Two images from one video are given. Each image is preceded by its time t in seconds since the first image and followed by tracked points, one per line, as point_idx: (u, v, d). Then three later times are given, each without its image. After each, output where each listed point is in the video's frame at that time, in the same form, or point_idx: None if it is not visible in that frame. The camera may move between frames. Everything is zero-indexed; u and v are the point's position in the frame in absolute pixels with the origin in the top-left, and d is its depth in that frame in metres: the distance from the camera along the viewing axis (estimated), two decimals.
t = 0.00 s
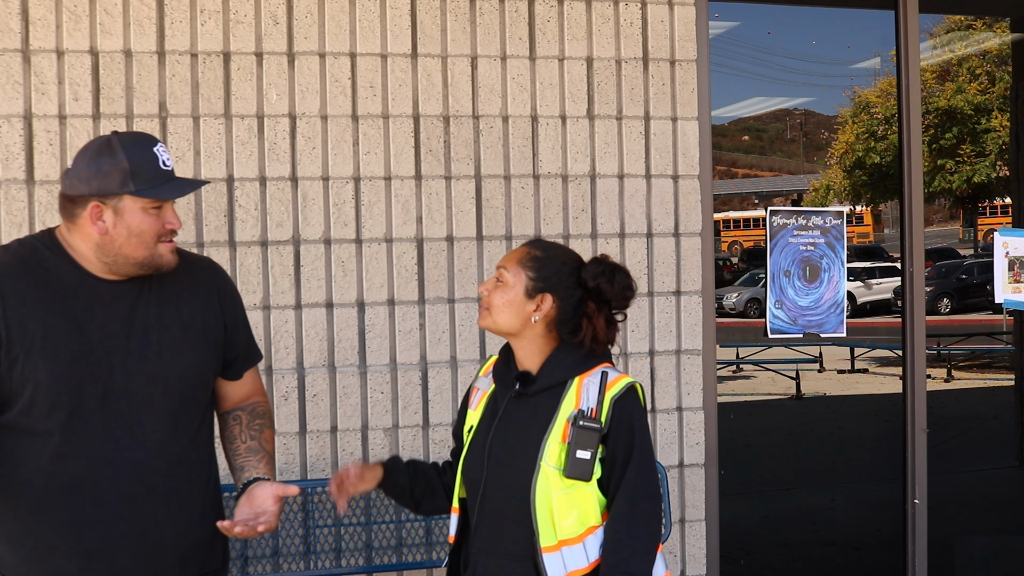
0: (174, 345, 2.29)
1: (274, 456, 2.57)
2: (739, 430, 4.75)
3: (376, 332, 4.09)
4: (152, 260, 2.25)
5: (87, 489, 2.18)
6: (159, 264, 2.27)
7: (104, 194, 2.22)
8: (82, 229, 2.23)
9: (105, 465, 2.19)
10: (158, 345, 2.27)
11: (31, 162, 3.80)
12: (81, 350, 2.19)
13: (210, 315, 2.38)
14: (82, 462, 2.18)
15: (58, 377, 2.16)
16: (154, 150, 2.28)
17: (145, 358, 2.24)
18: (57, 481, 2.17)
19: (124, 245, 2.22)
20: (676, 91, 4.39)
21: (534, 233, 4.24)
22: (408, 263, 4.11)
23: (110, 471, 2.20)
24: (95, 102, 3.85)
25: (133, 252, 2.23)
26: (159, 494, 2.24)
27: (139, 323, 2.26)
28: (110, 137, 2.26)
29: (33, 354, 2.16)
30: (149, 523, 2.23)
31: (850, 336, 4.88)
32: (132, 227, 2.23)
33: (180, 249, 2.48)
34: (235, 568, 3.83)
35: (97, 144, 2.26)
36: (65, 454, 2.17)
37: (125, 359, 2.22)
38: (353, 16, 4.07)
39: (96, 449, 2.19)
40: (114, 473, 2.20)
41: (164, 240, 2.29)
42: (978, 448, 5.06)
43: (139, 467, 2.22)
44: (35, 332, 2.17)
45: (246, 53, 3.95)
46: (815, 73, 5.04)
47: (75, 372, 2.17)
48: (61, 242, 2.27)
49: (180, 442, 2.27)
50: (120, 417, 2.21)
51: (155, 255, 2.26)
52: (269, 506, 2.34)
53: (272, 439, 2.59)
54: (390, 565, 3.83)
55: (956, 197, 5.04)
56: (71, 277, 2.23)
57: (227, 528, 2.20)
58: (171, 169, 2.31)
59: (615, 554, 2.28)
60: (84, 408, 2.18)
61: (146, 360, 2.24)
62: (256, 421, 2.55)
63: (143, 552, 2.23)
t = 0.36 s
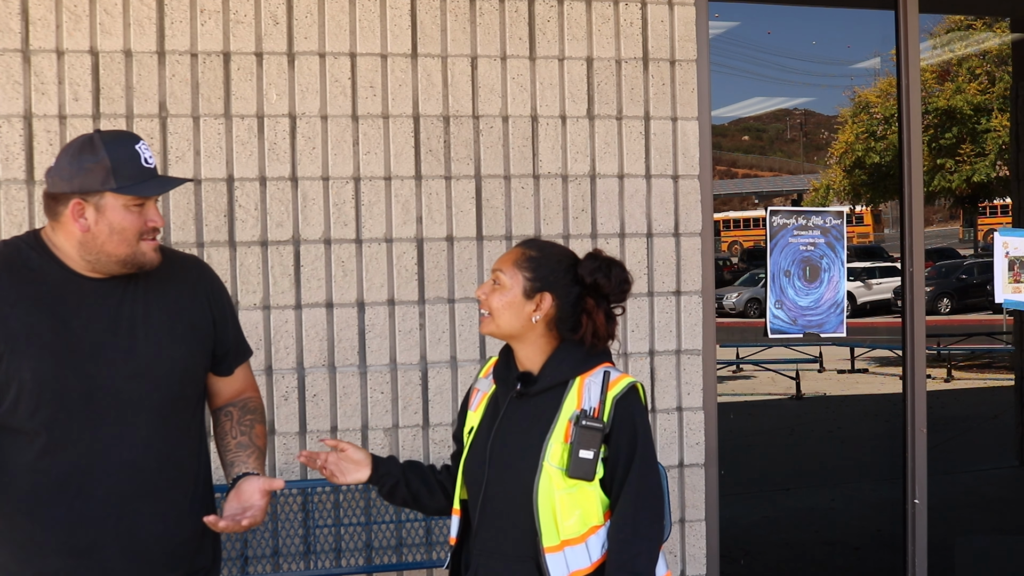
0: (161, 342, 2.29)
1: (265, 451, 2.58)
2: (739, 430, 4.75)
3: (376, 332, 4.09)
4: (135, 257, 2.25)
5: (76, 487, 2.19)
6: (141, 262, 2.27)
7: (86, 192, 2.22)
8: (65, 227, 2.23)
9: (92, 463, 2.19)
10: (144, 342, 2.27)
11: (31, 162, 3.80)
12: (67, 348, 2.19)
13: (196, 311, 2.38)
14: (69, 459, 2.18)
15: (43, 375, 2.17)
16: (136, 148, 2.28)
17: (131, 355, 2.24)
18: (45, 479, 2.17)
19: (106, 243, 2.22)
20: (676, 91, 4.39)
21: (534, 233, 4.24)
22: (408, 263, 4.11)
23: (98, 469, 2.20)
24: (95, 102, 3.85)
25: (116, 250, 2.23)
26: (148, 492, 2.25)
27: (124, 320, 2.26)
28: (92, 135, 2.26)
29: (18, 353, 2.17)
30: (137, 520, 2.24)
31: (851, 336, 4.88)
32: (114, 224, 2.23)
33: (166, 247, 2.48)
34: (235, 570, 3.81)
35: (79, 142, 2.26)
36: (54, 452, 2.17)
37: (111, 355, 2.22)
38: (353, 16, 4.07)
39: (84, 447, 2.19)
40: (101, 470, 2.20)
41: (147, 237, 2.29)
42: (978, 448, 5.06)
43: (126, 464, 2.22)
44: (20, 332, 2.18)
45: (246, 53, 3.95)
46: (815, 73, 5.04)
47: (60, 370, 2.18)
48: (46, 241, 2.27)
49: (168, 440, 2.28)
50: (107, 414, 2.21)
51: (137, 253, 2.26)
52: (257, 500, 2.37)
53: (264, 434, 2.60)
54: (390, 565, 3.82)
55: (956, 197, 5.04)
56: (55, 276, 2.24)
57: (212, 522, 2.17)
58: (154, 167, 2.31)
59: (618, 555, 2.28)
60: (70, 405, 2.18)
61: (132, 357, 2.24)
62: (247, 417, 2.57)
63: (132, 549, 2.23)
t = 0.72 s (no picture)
0: (156, 341, 2.29)
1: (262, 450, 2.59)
2: (739, 430, 4.75)
3: (376, 331, 4.09)
4: (127, 258, 2.25)
5: (72, 487, 2.19)
6: (134, 262, 2.27)
7: (79, 192, 2.22)
8: (58, 228, 2.24)
9: (89, 463, 2.20)
10: (138, 341, 2.27)
11: (31, 162, 3.80)
12: (61, 349, 2.20)
13: (191, 310, 2.38)
14: (66, 459, 2.18)
15: (37, 376, 2.17)
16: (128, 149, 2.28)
17: (126, 354, 2.25)
18: (43, 479, 2.18)
19: (99, 243, 2.22)
20: (676, 91, 4.39)
21: (534, 233, 4.24)
22: (408, 263, 4.11)
23: (95, 469, 2.20)
24: (95, 102, 3.85)
25: (108, 250, 2.24)
26: (145, 492, 2.25)
27: (119, 320, 2.27)
28: (84, 136, 2.27)
29: (13, 354, 2.17)
30: (134, 519, 2.24)
31: (850, 336, 4.88)
32: (106, 225, 2.24)
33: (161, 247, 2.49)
34: (234, 570, 3.84)
35: (72, 143, 2.26)
36: (50, 452, 2.18)
37: (105, 355, 2.23)
38: (353, 16, 4.07)
39: (81, 447, 2.19)
40: (96, 469, 2.20)
41: (140, 238, 2.29)
42: (978, 448, 5.06)
43: (122, 463, 2.22)
44: (14, 333, 2.18)
45: (246, 53, 3.95)
46: (815, 73, 5.04)
47: (55, 370, 2.18)
48: (40, 242, 2.28)
49: (165, 440, 2.28)
50: (102, 414, 2.21)
51: (130, 254, 2.26)
52: (252, 499, 2.39)
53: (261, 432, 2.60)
54: (390, 565, 3.83)
55: (956, 198, 5.04)
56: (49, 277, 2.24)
57: (207, 520, 2.16)
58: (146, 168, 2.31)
59: (618, 554, 2.28)
60: (66, 405, 2.19)
61: (126, 357, 2.24)
62: (243, 416, 2.57)
63: (129, 549, 2.24)
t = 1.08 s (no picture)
0: (155, 343, 2.29)
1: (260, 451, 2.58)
2: (739, 430, 4.75)
3: (376, 332, 4.09)
4: (126, 260, 2.25)
5: (72, 488, 2.19)
6: (134, 264, 2.27)
7: (78, 194, 2.22)
8: (57, 229, 2.24)
9: (89, 464, 2.20)
10: (138, 343, 2.27)
11: (31, 162, 3.80)
12: (62, 351, 2.19)
13: (191, 311, 2.38)
14: (67, 460, 2.19)
15: (37, 378, 2.17)
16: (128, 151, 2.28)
17: (126, 355, 2.24)
18: (43, 480, 2.18)
19: (98, 245, 2.22)
20: (676, 91, 4.39)
21: (534, 233, 4.24)
22: (408, 263, 4.11)
23: (95, 470, 2.20)
24: (95, 102, 3.85)
25: (108, 252, 2.23)
26: (145, 493, 2.25)
27: (118, 322, 2.26)
28: (84, 138, 2.27)
29: (13, 356, 2.17)
30: (134, 520, 2.24)
31: (851, 336, 4.88)
32: (105, 226, 2.23)
33: (161, 248, 2.49)
34: (234, 569, 3.83)
35: (71, 145, 2.26)
36: (51, 453, 2.18)
37: (105, 357, 2.22)
38: (353, 16, 4.07)
39: (81, 449, 2.19)
40: (97, 470, 2.20)
41: (139, 240, 2.28)
42: (978, 448, 5.06)
43: (122, 464, 2.22)
44: (14, 336, 2.18)
45: (246, 53, 3.95)
46: (816, 73, 5.04)
47: (55, 372, 2.18)
48: (40, 244, 2.28)
49: (165, 441, 2.28)
50: (102, 415, 2.21)
51: (129, 256, 2.26)
52: (250, 501, 2.40)
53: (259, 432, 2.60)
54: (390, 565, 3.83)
55: (956, 198, 5.04)
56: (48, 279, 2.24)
57: (205, 524, 2.17)
58: (146, 170, 2.31)
59: (619, 554, 2.28)
60: (66, 406, 2.19)
61: (126, 358, 2.24)
62: (241, 416, 2.56)
63: (130, 549, 2.24)
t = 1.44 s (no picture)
0: (156, 343, 2.28)
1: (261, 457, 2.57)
2: (739, 430, 4.75)
3: (376, 332, 4.09)
4: (79, 247, 2.19)
5: (72, 489, 2.19)
6: (88, 251, 2.20)
7: (42, 183, 2.23)
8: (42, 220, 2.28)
9: (90, 464, 2.19)
10: (139, 343, 2.27)
11: (31, 162, 3.80)
12: (63, 351, 2.20)
13: (193, 312, 2.37)
14: (67, 461, 2.18)
15: (39, 378, 2.17)
16: (89, 135, 2.22)
17: (126, 356, 2.24)
18: (44, 481, 2.18)
19: (57, 233, 2.21)
20: (676, 91, 4.39)
21: (534, 233, 4.24)
22: (408, 263, 4.11)
23: (95, 472, 2.20)
24: (95, 103, 3.85)
25: (64, 240, 2.20)
26: (146, 494, 2.24)
27: (119, 322, 2.26)
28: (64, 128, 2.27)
29: (15, 356, 2.18)
30: (134, 521, 2.23)
31: (850, 336, 4.88)
32: (62, 214, 2.21)
33: (167, 249, 2.47)
34: (234, 570, 3.85)
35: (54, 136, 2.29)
36: (52, 454, 2.18)
37: (106, 357, 2.23)
38: (353, 16, 4.07)
39: (82, 449, 2.19)
40: (97, 471, 2.20)
41: (97, 226, 2.21)
42: (978, 448, 5.06)
43: (122, 465, 2.22)
44: (16, 336, 2.19)
45: (246, 53, 3.95)
46: (815, 73, 5.04)
47: (56, 373, 2.18)
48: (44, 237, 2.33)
49: (166, 441, 2.27)
50: (102, 415, 2.21)
51: (83, 242, 2.20)
52: (247, 508, 2.38)
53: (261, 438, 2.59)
54: (389, 565, 3.87)
55: (956, 198, 5.04)
56: (51, 281, 2.25)
57: (201, 531, 2.18)
58: (109, 153, 2.22)
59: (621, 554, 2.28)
60: (67, 406, 2.18)
61: (127, 358, 2.24)
62: (243, 420, 2.56)
63: (130, 551, 2.23)
